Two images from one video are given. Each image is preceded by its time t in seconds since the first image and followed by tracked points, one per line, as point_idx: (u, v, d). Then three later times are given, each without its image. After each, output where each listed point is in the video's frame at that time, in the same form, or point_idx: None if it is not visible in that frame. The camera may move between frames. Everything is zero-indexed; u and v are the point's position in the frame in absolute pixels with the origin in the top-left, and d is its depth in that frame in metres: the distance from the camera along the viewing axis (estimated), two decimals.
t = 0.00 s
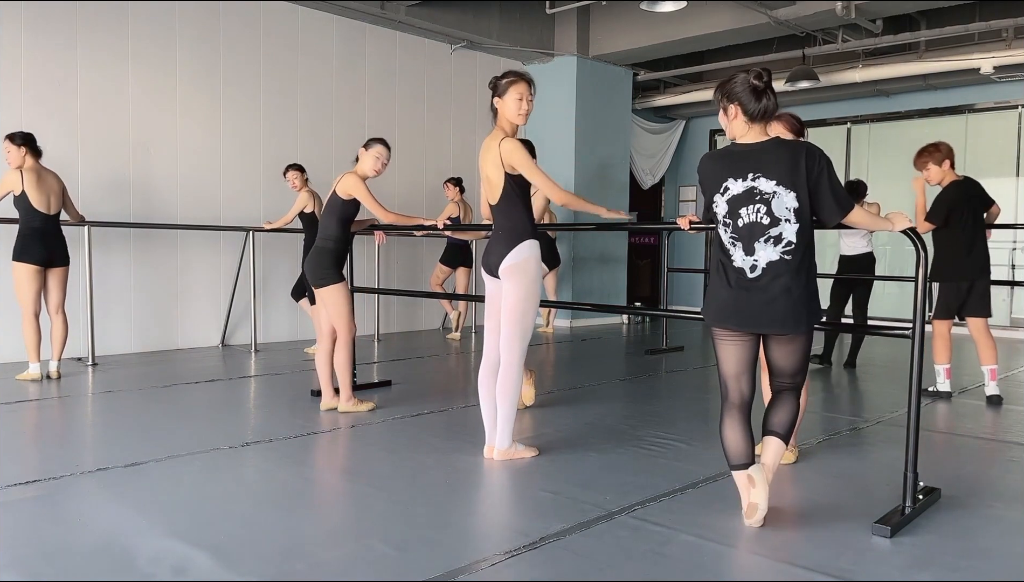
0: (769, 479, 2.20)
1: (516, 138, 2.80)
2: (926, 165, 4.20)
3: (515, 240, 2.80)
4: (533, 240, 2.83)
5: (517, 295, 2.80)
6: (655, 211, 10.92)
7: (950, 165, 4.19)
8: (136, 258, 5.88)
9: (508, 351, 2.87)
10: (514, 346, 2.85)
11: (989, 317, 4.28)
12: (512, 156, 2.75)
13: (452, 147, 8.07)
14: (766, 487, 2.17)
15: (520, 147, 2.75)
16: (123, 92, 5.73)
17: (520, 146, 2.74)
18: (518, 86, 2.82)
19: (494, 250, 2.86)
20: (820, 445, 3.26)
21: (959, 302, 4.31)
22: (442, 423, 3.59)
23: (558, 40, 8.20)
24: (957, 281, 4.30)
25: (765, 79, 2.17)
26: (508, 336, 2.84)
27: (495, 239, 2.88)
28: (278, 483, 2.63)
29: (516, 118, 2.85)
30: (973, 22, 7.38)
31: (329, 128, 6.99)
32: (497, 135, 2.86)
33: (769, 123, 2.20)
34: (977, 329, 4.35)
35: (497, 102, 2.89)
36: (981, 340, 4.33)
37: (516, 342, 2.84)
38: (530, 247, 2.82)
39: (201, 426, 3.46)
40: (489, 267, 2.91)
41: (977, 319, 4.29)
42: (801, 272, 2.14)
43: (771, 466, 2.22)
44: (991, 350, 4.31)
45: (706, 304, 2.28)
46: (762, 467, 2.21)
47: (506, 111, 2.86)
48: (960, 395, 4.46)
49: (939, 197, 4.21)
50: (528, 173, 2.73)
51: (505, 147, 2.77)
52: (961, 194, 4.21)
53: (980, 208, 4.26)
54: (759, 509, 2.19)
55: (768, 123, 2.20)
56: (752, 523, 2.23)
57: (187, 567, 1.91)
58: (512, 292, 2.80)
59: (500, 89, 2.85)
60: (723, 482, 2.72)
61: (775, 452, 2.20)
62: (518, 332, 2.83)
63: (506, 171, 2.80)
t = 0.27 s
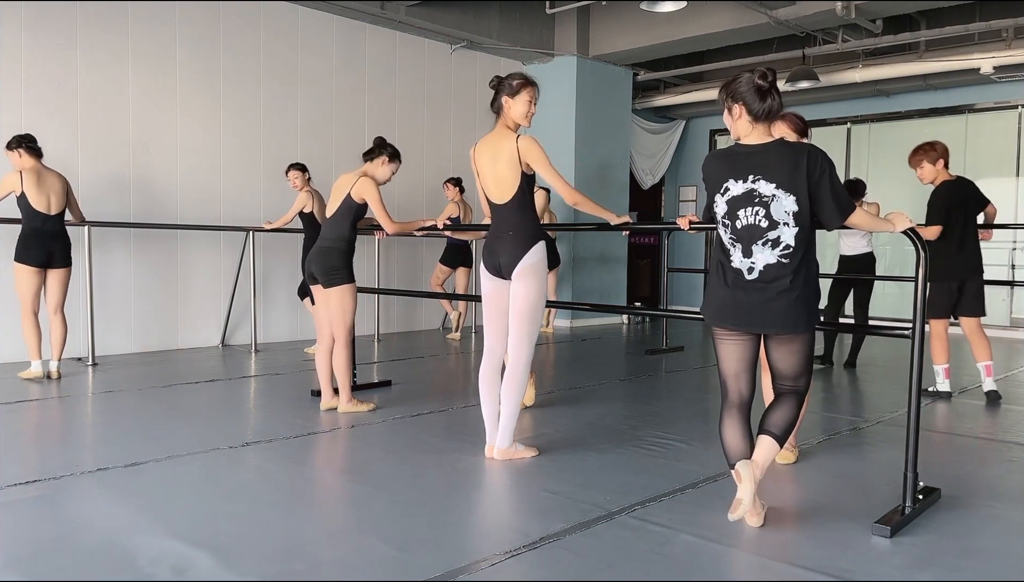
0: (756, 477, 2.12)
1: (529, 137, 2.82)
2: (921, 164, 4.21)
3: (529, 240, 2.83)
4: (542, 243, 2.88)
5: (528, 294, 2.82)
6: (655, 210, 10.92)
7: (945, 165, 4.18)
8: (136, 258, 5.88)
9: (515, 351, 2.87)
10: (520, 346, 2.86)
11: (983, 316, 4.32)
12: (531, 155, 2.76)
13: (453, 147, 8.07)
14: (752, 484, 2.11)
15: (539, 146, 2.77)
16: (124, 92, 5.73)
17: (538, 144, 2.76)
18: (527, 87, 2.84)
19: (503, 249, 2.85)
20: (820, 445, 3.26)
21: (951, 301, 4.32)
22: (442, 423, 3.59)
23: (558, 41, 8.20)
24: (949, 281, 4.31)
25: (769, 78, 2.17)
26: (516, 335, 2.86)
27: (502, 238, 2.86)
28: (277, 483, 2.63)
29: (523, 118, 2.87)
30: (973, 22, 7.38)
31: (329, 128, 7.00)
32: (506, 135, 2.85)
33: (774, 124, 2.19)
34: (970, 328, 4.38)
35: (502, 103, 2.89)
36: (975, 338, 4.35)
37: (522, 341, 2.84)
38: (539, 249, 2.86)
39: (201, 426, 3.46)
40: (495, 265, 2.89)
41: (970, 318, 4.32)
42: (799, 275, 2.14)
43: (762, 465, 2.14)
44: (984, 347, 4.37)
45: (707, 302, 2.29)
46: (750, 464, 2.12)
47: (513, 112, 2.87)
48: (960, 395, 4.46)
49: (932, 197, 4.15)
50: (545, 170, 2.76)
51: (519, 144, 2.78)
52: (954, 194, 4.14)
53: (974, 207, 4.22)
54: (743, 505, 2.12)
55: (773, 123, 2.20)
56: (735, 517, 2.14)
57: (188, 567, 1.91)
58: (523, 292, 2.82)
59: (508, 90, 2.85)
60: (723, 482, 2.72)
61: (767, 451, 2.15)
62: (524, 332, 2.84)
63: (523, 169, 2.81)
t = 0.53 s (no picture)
0: (756, 481, 2.14)
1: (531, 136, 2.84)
2: (924, 162, 4.22)
3: (524, 242, 2.83)
4: (537, 244, 2.88)
5: (535, 294, 2.85)
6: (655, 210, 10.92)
7: (948, 164, 4.20)
8: (136, 257, 5.88)
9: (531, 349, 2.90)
10: (538, 344, 2.88)
11: (978, 317, 4.32)
12: (533, 152, 2.78)
13: (453, 147, 8.07)
14: (751, 487, 2.12)
15: (541, 144, 2.80)
16: (123, 92, 5.73)
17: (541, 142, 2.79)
18: (532, 92, 2.88)
19: (497, 252, 2.86)
20: (821, 445, 3.26)
21: (948, 302, 4.32)
22: (442, 423, 3.59)
23: (558, 40, 8.20)
24: (946, 280, 4.31)
25: (769, 77, 2.16)
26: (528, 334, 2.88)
27: (496, 239, 2.87)
28: (277, 483, 2.63)
29: (524, 121, 2.89)
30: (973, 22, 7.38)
31: (329, 128, 7.00)
32: (506, 136, 2.86)
33: (776, 122, 2.19)
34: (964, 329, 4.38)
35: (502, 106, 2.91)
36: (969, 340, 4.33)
37: (544, 338, 2.88)
38: (535, 251, 2.86)
39: (200, 426, 3.46)
40: (489, 267, 2.90)
41: (965, 319, 4.32)
42: (797, 275, 2.13)
43: (762, 469, 2.15)
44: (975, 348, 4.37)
45: (709, 302, 2.29)
46: (750, 468, 2.15)
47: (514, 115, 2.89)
48: (960, 395, 4.46)
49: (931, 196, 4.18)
50: (549, 166, 2.77)
51: (522, 143, 2.79)
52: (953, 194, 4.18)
53: (974, 208, 4.24)
54: (744, 510, 2.15)
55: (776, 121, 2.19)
56: (737, 521, 2.17)
57: (188, 567, 1.91)
58: (529, 291, 2.84)
59: (510, 93, 2.87)
60: (723, 482, 2.72)
61: (767, 455, 2.16)
62: (541, 330, 2.87)
63: (523, 168, 2.81)
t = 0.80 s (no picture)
0: (755, 483, 2.16)
1: (529, 136, 2.86)
2: (934, 160, 4.20)
3: (513, 242, 2.83)
4: (528, 244, 2.86)
5: (534, 292, 2.84)
6: (655, 210, 10.92)
7: (958, 163, 4.18)
8: (136, 257, 5.88)
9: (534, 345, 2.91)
10: (542, 339, 2.89)
11: (983, 316, 4.30)
12: (529, 152, 2.80)
13: (453, 147, 8.07)
14: (752, 490, 2.15)
15: (538, 144, 2.81)
16: (123, 92, 5.73)
17: (539, 143, 2.80)
18: (535, 99, 2.91)
19: (487, 253, 2.87)
20: (821, 445, 3.26)
21: (952, 301, 4.34)
22: (442, 423, 3.59)
23: (558, 40, 8.20)
24: (951, 278, 4.31)
25: (768, 76, 2.16)
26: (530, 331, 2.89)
27: (488, 240, 2.88)
28: (277, 483, 2.62)
29: (524, 126, 2.92)
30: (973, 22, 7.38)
31: (329, 128, 7.00)
32: (503, 135, 2.87)
33: (776, 120, 2.18)
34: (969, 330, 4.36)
35: (504, 106, 2.93)
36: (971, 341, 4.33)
37: (548, 333, 2.89)
38: (526, 250, 2.85)
39: (201, 426, 3.46)
40: (481, 268, 2.91)
41: (971, 319, 4.31)
42: (799, 273, 2.13)
43: (762, 472, 2.16)
44: (979, 347, 4.32)
45: (711, 301, 2.29)
46: (749, 470, 2.16)
47: (517, 116, 2.92)
48: (960, 395, 4.47)
49: (940, 195, 4.17)
50: (546, 166, 2.78)
51: (519, 143, 2.80)
52: (961, 193, 4.18)
53: (981, 208, 4.22)
54: (744, 512, 2.17)
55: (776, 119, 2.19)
56: (736, 525, 2.19)
57: (188, 567, 1.91)
58: (526, 290, 2.84)
59: (515, 94, 2.90)
60: (723, 482, 2.72)
61: (767, 458, 2.17)
62: (545, 326, 2.87)
63: (517, 167, 2.82)
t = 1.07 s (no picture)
0: (758, 490, 2.18)
1: (531, 135, 2.85)
2: (941, 159, 4.21)
3: (514, 243, 2.83)
4: (530, 244, 2.86)
5: (534, 290, 2.85)
6: (655, 210, 10.92)
7: (965, 162, 4.19)
8: (136, 257, 5.88)
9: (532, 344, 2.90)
10: (541, 338, 2.88)
11: (987, 316, 4.30)
12: (530, 152, 2.79)
13: (453, 147, 8.07)
14: (755, 497, 2.17)
15: (540, 144, 2.80)
16: (123, 92, 5.72)
17: (540, 142, 2.80)
18: (538, 100, 2.93)
19: (488, 254, 2.87)
20: (821, 445, 3.26)
21: (956, 300, 4.33)
22: (442, 423, 3.59)
23: (558, 40, 8.20)
24: (955, 277, 4.30)
25: (765, 75, 2.16)
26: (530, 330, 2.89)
27: (489, 240, 2.89)
28: (277, 483, 2.62)
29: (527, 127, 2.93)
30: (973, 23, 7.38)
31: (329, 128, 6.99)
32: (505, 135, 2.88)
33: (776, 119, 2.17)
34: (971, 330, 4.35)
35: (507, 106, 2.93)
36: (971, 341, 4.32)
37: (548, 332, 2.88)
38: (527, 251, 2.85)
39: (200, 426, 3.46)
40: (481, 269, 2.92)
41: (974, 318, 4.31)
42: (798, 272, 2.13)
43: (765, 477, 2.19)
44: (982, 346, 4.30)
45: (711, 300, 2.29)
46: (751, 477, 2.20)
47: (521, 117, 2.93)
48: (960, 395, 4.46)
49: (945, 193, 4.18)
50: (547, 164, 2.78)
51: (520, 141, 2.81)
52: (967, 192, 4.18)
53: (986, 208, 4.24)
54: (746, 518, 2.19)
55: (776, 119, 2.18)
56: (741, 531, 2.20)
57: (188, 567, 1.91)
58: (527, 288, 2.84)
59: (519, 95, 2.91)
60: (723, 482, 2.72)
61: (768, 464, 2.19)
62: (544, 324, 2.87)
63: (519, 167, 2.81)
